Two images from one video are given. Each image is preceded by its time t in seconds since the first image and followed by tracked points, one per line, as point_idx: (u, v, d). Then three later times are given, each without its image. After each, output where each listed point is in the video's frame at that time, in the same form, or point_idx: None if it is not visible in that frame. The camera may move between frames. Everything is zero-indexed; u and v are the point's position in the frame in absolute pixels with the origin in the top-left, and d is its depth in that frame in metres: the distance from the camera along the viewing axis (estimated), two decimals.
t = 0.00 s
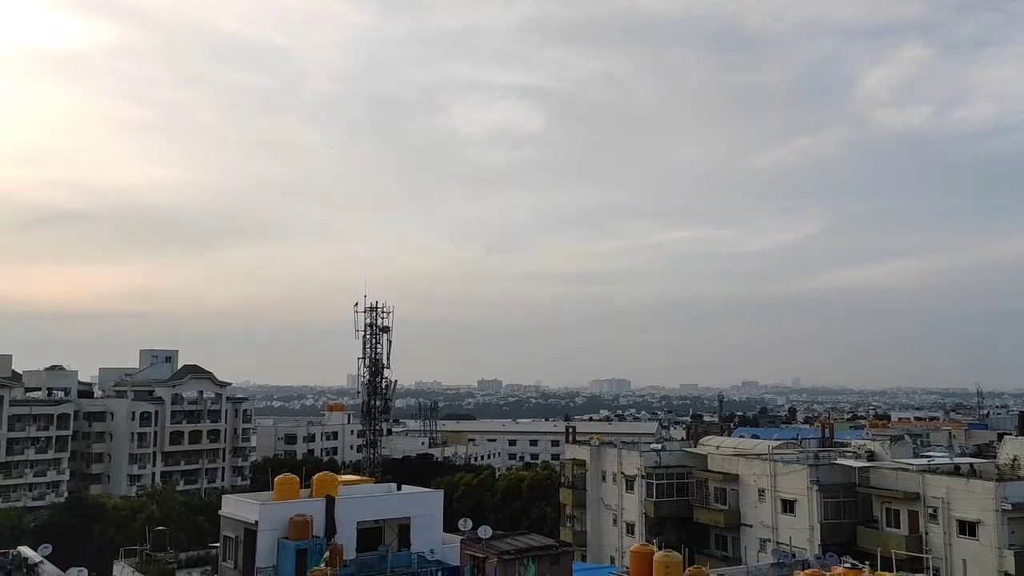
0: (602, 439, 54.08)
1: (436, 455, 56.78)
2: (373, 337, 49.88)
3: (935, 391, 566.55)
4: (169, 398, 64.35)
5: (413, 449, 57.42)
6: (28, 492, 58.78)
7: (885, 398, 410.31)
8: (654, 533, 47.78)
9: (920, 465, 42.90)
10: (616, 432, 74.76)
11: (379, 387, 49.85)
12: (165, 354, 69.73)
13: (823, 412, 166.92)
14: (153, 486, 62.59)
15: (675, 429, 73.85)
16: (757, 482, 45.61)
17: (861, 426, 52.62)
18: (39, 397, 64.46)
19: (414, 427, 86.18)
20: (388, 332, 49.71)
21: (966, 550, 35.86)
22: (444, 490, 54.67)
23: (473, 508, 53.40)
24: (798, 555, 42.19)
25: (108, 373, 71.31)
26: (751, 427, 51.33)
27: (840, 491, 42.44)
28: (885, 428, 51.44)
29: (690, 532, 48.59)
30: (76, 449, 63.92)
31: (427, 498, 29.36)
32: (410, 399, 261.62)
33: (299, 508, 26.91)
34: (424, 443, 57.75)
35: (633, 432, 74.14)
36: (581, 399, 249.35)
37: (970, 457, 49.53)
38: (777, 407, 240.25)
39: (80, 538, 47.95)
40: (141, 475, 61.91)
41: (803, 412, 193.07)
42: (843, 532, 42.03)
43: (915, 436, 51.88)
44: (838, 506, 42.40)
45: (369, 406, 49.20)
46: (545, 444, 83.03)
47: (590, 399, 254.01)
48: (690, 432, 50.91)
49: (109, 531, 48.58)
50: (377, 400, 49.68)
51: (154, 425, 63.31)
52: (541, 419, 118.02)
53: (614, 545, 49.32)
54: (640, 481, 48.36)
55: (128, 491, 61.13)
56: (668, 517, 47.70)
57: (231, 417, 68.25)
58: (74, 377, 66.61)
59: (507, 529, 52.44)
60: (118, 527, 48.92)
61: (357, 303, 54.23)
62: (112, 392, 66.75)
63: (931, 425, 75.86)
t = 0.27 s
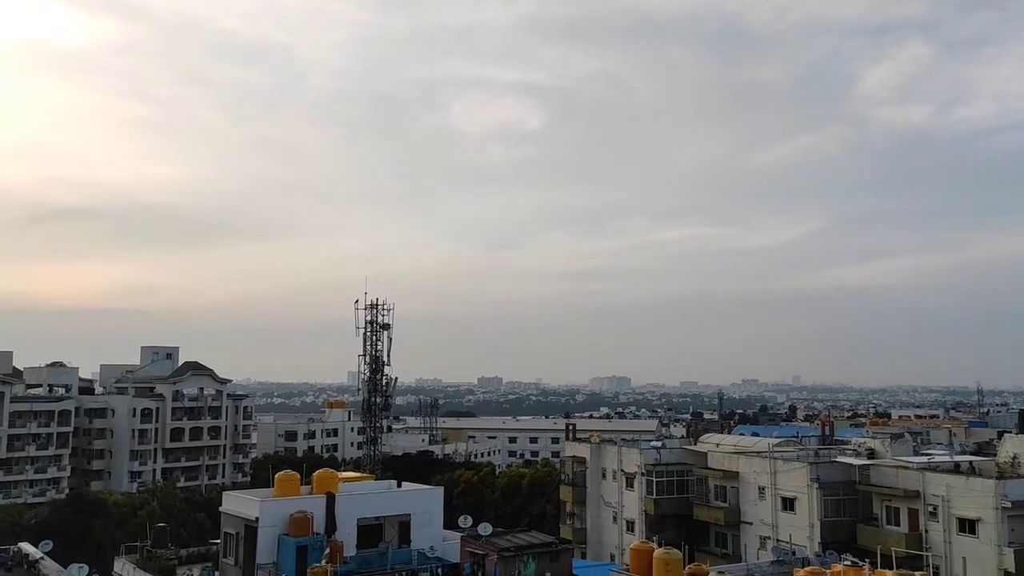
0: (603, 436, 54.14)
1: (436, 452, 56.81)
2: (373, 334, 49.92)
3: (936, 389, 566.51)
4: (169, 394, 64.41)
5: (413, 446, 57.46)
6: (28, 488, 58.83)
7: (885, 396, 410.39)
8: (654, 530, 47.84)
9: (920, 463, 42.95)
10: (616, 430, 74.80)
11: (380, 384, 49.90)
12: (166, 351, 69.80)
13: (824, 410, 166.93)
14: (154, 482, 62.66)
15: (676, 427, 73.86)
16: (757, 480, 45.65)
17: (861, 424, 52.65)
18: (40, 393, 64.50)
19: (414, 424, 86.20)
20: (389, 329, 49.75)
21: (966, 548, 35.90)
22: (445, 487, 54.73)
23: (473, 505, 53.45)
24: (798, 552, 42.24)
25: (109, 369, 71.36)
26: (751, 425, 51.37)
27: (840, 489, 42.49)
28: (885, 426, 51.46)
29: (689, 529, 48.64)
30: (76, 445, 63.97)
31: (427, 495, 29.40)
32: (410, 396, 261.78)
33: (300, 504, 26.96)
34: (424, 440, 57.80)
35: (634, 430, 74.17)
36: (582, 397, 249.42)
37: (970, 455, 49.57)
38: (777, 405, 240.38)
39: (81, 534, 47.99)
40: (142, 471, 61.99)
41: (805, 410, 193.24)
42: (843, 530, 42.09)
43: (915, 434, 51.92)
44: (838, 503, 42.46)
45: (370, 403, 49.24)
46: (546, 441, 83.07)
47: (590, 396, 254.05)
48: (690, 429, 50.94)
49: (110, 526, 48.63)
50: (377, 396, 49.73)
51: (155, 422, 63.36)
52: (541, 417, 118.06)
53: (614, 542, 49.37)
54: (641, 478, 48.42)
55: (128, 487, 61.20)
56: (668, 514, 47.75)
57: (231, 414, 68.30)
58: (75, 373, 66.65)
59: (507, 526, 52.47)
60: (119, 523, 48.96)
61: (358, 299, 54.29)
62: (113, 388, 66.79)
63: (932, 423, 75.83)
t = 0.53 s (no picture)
0: (601, 433, 54.12)
1: (434, 449, 56.78)
2: (373, 332, 49.86)
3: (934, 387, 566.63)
4: (167, 392, 64.31)
5: (411, 444, 57.43)
6: (26, 487, 58.83)
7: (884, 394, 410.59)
8: (653, 529, 47.86)
9: (918, 461, 42.92)
10: (615, 428, 74.76)
11: (378, 382, 49.80)
12: (163, 348, 69.76)
13: (821, 409, 166.95)
14: (151, 480, 62.70)
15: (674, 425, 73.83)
16: (756, 478, 45.66)
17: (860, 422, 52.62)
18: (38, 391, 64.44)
19: (411, 423, 86.13)
20: (388, 327, 49.70)
21: (964, 546, 35.90)
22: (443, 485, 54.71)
23: (472, 504, 53.43)
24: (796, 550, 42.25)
25: (106, 367, 71.31)
26: (751, 424, 51.36)
27: (839, 487, 42.50)
28: (883, 424, 51.45)
29: (687, 527, 48.65)
30: (74, 443, 63.92)
31: (425, 493, 29.35)
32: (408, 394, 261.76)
33: (298, 502, 26.91)
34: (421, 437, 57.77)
35: (633, 428, 74.14)
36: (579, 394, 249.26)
37: (969, 454, 49.56)
38: (775, 403, 240.37)
39: (79, 532, 47.96)
40: (139, 469, 62.03)
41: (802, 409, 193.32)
42: (841, 528, 42.12)
43: (914, 432, 51.91)
44: (836, 501, 42.47)
45: (369, 401, 49.21)
46: (544, 440, 83.06)
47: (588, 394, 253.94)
48: (689, 427, 50.91)
49: (108, 524, 48.61)
50: (376, 395, 49.69)
51: (153, 420, 63.37)
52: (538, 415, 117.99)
53: (613, 540, 49.39)
54: (639, 476, 48.42)
55: (126, 485, 61.23)
56: (667, 512, 47.76)
57: (229, 412, 68.33)
58: (72, 371, 66.61)
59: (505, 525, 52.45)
60: (117, 521, 48.93)
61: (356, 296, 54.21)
62: (110, 386, 66.76)
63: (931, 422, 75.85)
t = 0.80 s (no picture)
0: (606, 444, 50.81)
1: (427, 460, 53.48)
2: (360, 334, 46.55)
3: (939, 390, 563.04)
4: (139, 399, 61.00)
5: (403, 454, 54.09)
6: None
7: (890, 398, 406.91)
8: (660, 545, 44.55)
9: (946, 473, 39.58)
10: (619, 437, 71.45)
11: (367, 388, 46.50)
12: (136, 352, 66.34)
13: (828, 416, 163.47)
14: (123, 492, 59.47)
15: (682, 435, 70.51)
16: (770, 491, 42.33)
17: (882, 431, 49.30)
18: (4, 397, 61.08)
19: (403, 431, 82.83)
20: (377, 329, 46.38)
21: (994, 565, 32.57)
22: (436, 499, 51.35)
23: (467, 519, 50.07)
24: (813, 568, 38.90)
25: (74, 372, 67.97)
26: (765, 433, 48.06)
27: (859, 501, 39.15)
28: (907, 433, 48.12)
29: (698, 543, 45.33)
30: (40, 452, 60.60)
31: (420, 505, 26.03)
32: (407, 398, 258.28)
33: (280, 515, 23.59)
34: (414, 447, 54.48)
35: (638, 437, 70.81)
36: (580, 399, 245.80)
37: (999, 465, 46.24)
38: (779, 408, 236.95)
39: (45, 548, 44.57)
40: (111, 481, 58.81)
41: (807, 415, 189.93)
42: (862, 545, 38.80)
43: (940, 442, 48.58)
44: (857, 516, 39.14)
45: (356, 408, 45.85)
46: (544, 449, 79.73)
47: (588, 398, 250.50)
48: (700, 437, 47.60)
49: (77, 539, 45.25)
50: (364, 401, 46.34)
51: (125, 428, 60.11)
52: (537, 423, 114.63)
53: (618, 557, 46.07)
54: (646, 489, 45.13)
55: (96, 498, 58.03)
56: (675, 527, 44.46)
57: (207, 420, 65.01)
58: (39, 377, 63.24)
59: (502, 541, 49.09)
60: (86, 537, 45.55)
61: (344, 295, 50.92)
62: (79, 392, 63.43)
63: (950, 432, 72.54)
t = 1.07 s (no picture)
0: (614, 457, 46.60)
1: (417, 476, 49.21)
2: (344, 337, 42.37)
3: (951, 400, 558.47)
4: (102, 408, 56.88)
5: (392, 469, 49.88)
6: None
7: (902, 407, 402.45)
8: (674, 569, 40.41)
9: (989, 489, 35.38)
10: (627, 449, 67.27)
11: (352, 396, 42.29)
12: (98, 356, 62.48)
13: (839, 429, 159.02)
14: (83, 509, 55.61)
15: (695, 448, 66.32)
16: (795, 509, 38.11)
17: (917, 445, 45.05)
18: None
19: (393, 443, 78.53)
20: (363, 331, 42.21)
21: None
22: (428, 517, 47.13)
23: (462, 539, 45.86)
24: None
25: (29, 381, 63.90)
26: (789, 446, 43.82)
27: (891, 520, 34.92)
28: (945, 446, 43.88)
29: (715, 567, 41.15)
30: None
31: (409, 527, 24.53)
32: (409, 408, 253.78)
33: (258, 536, 22.44)
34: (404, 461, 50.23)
35: (648, 449, 66.65)
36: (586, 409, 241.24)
37: None
38: (788, 419, 232.37)
39: None
40: (69, 497, 54.98)
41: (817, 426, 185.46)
42: (893, 568, 34.61)
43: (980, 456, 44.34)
44: (890, 536, 34.92)
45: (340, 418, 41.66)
46: (546, 463, 75.58)
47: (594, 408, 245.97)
48: (717, 449, 43.40)
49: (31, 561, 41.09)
50: (349, 410, 42.10)
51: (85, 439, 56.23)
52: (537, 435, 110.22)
53: None
54: (658, 507, 40.98)
55: (54, 516, 54.27)
56: (690, 549, 40.30)
57: (177, 431, 60.95)
58: None
59: (501, 565, 44.79)
60: (42, 560, 41.35)
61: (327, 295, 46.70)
62: (36, 399, 59.52)
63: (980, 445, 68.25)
